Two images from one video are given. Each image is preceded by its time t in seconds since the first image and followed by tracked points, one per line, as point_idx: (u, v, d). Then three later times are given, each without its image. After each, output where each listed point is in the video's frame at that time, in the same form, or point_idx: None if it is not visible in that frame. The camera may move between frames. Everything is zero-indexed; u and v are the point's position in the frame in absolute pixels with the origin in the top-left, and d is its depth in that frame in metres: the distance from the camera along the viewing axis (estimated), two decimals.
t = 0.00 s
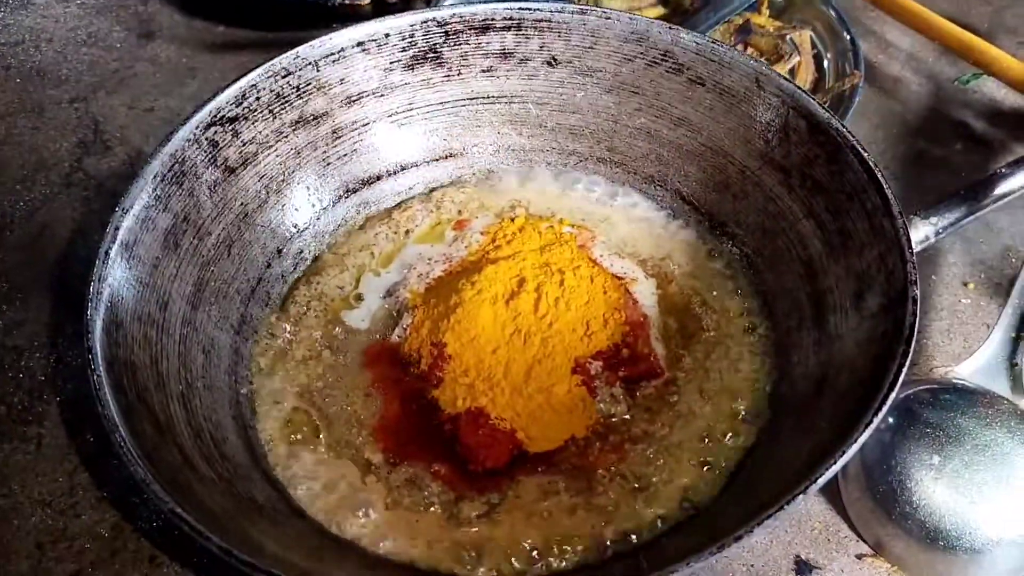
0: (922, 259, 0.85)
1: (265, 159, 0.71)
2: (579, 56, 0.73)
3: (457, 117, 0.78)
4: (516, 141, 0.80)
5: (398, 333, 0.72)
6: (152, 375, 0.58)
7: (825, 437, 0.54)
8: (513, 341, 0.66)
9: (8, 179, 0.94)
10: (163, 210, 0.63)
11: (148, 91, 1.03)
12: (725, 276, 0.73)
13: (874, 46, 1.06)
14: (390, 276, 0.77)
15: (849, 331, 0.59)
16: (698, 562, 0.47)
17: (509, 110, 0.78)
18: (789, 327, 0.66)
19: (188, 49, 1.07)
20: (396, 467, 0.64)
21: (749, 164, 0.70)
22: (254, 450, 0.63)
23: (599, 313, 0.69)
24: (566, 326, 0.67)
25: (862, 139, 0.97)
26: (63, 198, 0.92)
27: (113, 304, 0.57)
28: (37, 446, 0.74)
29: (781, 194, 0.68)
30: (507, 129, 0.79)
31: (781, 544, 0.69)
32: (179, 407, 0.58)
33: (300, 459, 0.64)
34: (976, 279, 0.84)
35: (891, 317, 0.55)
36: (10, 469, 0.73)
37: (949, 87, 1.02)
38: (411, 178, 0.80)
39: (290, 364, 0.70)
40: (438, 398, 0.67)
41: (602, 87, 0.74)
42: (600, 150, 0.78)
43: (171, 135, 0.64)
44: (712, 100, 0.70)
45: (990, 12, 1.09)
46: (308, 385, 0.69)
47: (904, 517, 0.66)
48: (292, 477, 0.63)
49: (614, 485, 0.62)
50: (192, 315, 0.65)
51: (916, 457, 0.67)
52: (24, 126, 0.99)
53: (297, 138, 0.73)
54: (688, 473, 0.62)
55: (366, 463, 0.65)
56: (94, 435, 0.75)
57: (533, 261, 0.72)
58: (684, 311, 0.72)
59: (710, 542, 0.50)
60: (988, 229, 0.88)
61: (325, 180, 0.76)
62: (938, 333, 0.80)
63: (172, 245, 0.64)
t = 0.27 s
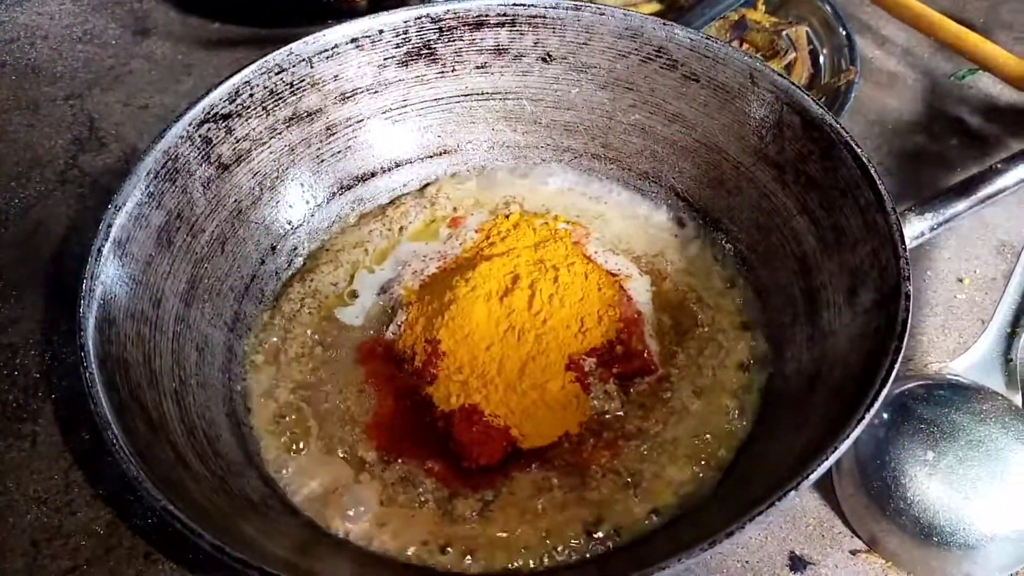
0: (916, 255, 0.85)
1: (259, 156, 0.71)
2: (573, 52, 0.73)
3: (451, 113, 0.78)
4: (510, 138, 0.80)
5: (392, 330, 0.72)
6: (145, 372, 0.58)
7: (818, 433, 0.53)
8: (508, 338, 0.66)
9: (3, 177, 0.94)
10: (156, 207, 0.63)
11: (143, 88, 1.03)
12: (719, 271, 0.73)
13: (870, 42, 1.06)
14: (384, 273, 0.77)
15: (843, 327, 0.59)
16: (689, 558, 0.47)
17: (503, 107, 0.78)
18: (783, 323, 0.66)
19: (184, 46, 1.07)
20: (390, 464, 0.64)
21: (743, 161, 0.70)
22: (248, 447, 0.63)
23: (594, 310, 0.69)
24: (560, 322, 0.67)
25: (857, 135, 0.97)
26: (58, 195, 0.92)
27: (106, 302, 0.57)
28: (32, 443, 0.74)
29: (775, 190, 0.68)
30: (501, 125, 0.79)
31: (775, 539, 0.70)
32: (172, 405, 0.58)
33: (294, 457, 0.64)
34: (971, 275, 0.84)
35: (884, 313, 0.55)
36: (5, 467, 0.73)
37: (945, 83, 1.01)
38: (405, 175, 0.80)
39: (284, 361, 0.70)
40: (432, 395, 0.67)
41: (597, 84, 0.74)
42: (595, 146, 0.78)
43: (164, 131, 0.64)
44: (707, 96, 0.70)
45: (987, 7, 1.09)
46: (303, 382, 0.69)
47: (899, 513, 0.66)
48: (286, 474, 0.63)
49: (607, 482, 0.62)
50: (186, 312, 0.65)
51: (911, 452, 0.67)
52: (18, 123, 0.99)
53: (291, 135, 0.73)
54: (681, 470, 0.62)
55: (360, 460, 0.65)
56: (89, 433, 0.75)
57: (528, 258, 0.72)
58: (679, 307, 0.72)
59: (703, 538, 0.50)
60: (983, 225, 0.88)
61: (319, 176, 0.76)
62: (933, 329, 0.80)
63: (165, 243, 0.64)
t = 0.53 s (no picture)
0: (913, 252, 0.85)
1: (256, 154, 0.71)
2: (569, 50, 0.73)
3: (447, 111, 0.78)
4: (507, 135, 0.80)
5: (389, 327, 0.72)
6: (142, 369, 0.58)
7: (813, 429, 0.54)
8: (503, 334, 0.67)
9: None
10: (152, 205, 0.63)
11: (140, 86, 1.03)
12: (717, 268, 0.73)
13: (867, 39, 1.06)
14: (380, 271, 0.77)
15: (839, 324, 0.59)
16: (684, 554, 0.47)
17: (500, 104, 0.78)
18: (779, 319, 0.66)
19: (181, 44, 1.07)
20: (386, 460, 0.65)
21: (739, 158, 0.70)
22: (245, 445, 0.63)
23: (591, 307, 0.69)
24: (557, 320, 0.68)
25: (854, 132, 0.97)
26: (55, 193, 0.92)
27: (102, 300, 0.57)
28: (30, 441, 0.74)
29: (771, 187, 0.68)
30: (498, 123, 0.79)
31: (772, 535, 0.70)
32: (169, 402, 0.58)
33: (291, 454, 0.64)
34: (968, 271, 0.84)
35: (879, 310, 0.55)
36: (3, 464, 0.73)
37: (941, 80, 1.02)
38: (403, 172, 0.80)
39: (281, 359, 0.70)
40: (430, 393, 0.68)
41: (593, 81, 0.74)
42: (592, 144, 0.78)
43: (160, 129, 0.64)
44: (703, 93, 0.70)
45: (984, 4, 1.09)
46: (299, 380, 0.69)
47: (897, 508, 0.66)
48: (283, 470, 0.63)
49: (603, 478, 0.62)
50: (183, 310, 0.65)
51: (909, 448, 0.67)
52: (16, 122, 0.99)
53: (288, 132, 0.73)
54: (676, 467, 0.62)
55: (357, 456, 0.65)
56: (87, 431, 0.75)
57: (524, 255, 0.73)
58: (675, 304, 0.72)
59: (699, 535, 0.50)
60: (980, 222, 0.88)
61: (316, 174, 0.76)
62: (930, 326, 0.80)
63: (162, 241, 0.64)
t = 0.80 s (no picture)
0: (913, 250, 0.85)
1: (256, 152, 0.71)
2: (569, 48, 0.73)
3: (447, 109, 0.78)
4: (507, 133, 0.80)
5: (389, 325, 0.72)
6: (143, 367, 0.58)
7: (813, 426, 0.54)
8: (503, 333, 0.67)
9: None
10: (153, 203, 0.63)
11: (140, 85, 1.03)
12: (717, 267, 0.73)
13: (867, 38, 1.06)
14: (381, 269, 0.77)
15: (839, 321, 0.59)
16: (685, 552, 0.47)
17: (499, 102, 0.78)
18: (779, 317, 0.66)
19: (181, 43, 1.07)
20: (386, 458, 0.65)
21: (739, 156, 0.70)
22: (246, 444, 0.63)
23: (591, 306, 0.69)
24: (557, 319, 0.67)
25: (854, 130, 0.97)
26: (55, 192, 0.92)
27: (103, 298, 0.57)
28: (30, 440, 0.74)
29: (771, 185, 0.68)
30: (498, 121, 0.79)
31: (772, 533, 0.70)
32: (169, 400, 0.58)
33: (292, 452, 0.64)
34: (968, 269, 0.84)
35: (880, 307, 0.55)
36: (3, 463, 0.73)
37: (941, 78, 1.02)
38: (403, 171, 0.80)
39: (282, 357, 0.70)
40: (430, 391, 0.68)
41: (593, 79, 0.74)
42: (592, 142, 0.78)
43: (160, 128, 0.64)
44: (703, 91, 0.70)
45: (984, 2, 1.09)
46: (300, 378, 0.69)
47: (897, 506, 0.66)
48: (284, 469, 0.63)
49: (603, 476, 0.62)
50: (183, 308, 0.65)
51: (908, 444, 0.66)
52: (15, 120, 0.99)
53: (288, 131, 0.73)
54: (675, 466, 0.62)
55: (356, 455, 0.65)
56: (87, 429, 0.75)
57: (524, 252, 0.72)
58: (675, 302, 0.73)
59: (699, 532, 0.50)
60: (980, 220, 0.88)
61: (316, 172, 0.77)
62: (930, 324, 0.80)
63: (163, 239, 0.64)
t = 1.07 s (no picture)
0: (914, 250, 0.86)
1: (255, 153, 0.72)
2: (567, 48, 0.73)
3: (446, 110, 0.79)
4: (506, 134, 0.80)
5: (388, 326, 0.72)
6: (142, 368, 0.58)
7: (811, 427, 0.54)
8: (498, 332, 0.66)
9: None
10: (152, 204, 0.63)
11: (140, 85, 1.03)
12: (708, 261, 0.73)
13: (866, 37, 1.06)
14: (380, 270, 0.77)
15: (837, 322, 0.59)
16: (683, 552, 0.47)
17: (498, 103, 0.78)
18: (778, 317, 0.66)
19: (181, 43, 1.07)
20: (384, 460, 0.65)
21: (738, 156, 0.71)
22: (245, 444, 0.63)
23: (591, 306, 0.69)
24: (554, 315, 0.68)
25: (853, 130, 0.97)
26: (55, 192, 0.92)
27: (102, 300, 0.57)
28: (30, 440, 0.74)
29: (769, 185, 0.68)
30: (497, 121, 0.79)
31: (770, 533, 0.68)
32: (169, 401, 0.58)
33: (291, 453, 0.64)
34: (967, 269, 0.84)
35: (877, 307, 0.55)
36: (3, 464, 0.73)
37: (940, 78, 1.02)
38: (401, 171, 0.80)
39: (281, 358, 0.70)
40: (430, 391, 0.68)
41: (592, 79, 0.75)
42: (590, 142, 0.79)
43: (159, 129, 0.64)
44: (701, 91, 0.70)
45: (983, 2, 1.09)
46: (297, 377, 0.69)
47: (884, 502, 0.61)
48: (283, 469, 0.63)
49: (602, 477, 0.62)
50: (182, 309, 0.65)
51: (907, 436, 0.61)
52: (15, 121, 0.99)
53: (287, 131, 0.73)
54: (675, 466, 0.62)
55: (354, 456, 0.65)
56: (87, 430, 0.75)
57: (523, 253, 0.73)
58: (673, 303, 0.73)
59: (697, 533, 0.50)
60: (979, 221, 0.88)
61: (315, 173, 0.77)
62: (929, 323, 0.80)
63: (162, 240, 0.64)
